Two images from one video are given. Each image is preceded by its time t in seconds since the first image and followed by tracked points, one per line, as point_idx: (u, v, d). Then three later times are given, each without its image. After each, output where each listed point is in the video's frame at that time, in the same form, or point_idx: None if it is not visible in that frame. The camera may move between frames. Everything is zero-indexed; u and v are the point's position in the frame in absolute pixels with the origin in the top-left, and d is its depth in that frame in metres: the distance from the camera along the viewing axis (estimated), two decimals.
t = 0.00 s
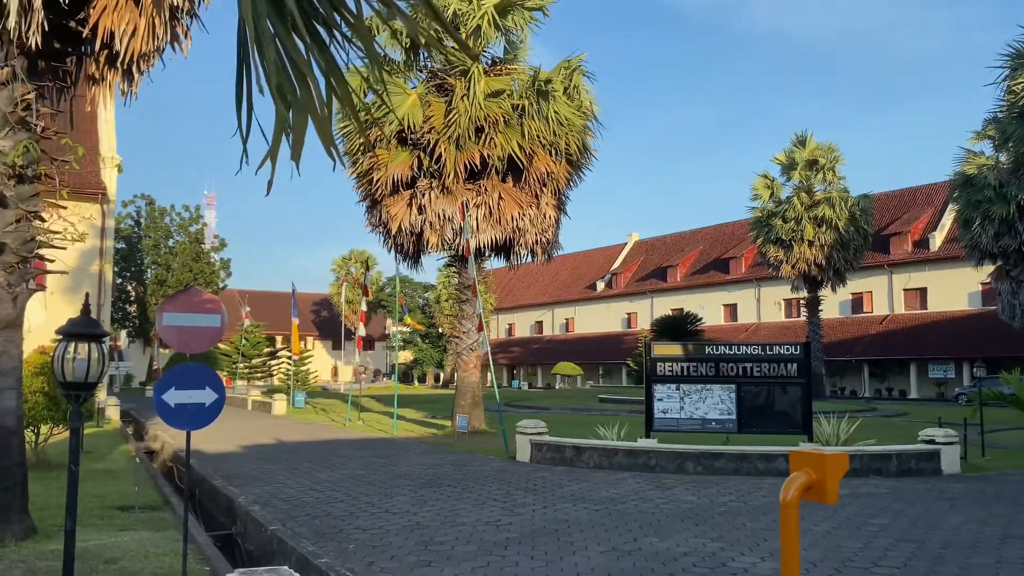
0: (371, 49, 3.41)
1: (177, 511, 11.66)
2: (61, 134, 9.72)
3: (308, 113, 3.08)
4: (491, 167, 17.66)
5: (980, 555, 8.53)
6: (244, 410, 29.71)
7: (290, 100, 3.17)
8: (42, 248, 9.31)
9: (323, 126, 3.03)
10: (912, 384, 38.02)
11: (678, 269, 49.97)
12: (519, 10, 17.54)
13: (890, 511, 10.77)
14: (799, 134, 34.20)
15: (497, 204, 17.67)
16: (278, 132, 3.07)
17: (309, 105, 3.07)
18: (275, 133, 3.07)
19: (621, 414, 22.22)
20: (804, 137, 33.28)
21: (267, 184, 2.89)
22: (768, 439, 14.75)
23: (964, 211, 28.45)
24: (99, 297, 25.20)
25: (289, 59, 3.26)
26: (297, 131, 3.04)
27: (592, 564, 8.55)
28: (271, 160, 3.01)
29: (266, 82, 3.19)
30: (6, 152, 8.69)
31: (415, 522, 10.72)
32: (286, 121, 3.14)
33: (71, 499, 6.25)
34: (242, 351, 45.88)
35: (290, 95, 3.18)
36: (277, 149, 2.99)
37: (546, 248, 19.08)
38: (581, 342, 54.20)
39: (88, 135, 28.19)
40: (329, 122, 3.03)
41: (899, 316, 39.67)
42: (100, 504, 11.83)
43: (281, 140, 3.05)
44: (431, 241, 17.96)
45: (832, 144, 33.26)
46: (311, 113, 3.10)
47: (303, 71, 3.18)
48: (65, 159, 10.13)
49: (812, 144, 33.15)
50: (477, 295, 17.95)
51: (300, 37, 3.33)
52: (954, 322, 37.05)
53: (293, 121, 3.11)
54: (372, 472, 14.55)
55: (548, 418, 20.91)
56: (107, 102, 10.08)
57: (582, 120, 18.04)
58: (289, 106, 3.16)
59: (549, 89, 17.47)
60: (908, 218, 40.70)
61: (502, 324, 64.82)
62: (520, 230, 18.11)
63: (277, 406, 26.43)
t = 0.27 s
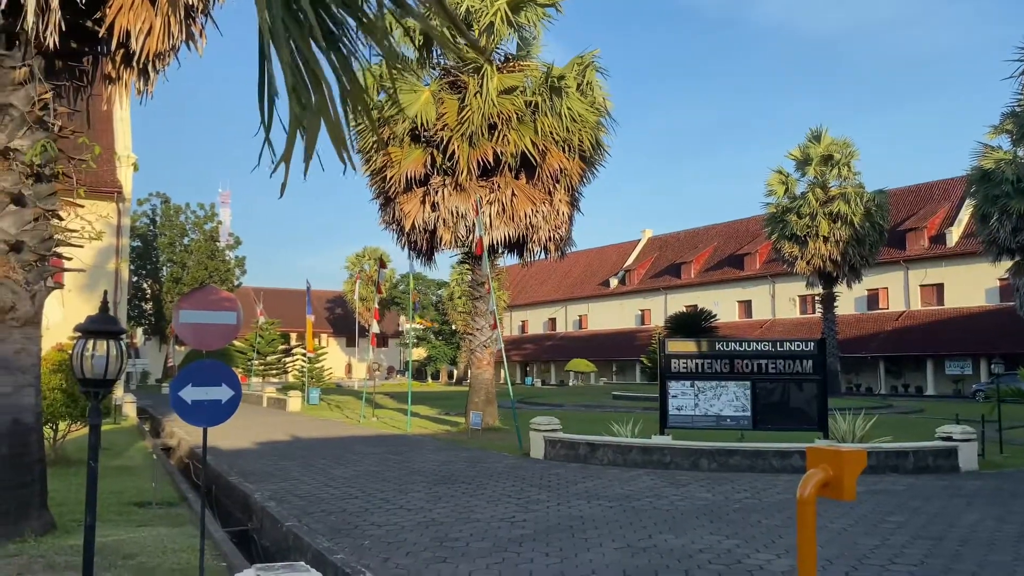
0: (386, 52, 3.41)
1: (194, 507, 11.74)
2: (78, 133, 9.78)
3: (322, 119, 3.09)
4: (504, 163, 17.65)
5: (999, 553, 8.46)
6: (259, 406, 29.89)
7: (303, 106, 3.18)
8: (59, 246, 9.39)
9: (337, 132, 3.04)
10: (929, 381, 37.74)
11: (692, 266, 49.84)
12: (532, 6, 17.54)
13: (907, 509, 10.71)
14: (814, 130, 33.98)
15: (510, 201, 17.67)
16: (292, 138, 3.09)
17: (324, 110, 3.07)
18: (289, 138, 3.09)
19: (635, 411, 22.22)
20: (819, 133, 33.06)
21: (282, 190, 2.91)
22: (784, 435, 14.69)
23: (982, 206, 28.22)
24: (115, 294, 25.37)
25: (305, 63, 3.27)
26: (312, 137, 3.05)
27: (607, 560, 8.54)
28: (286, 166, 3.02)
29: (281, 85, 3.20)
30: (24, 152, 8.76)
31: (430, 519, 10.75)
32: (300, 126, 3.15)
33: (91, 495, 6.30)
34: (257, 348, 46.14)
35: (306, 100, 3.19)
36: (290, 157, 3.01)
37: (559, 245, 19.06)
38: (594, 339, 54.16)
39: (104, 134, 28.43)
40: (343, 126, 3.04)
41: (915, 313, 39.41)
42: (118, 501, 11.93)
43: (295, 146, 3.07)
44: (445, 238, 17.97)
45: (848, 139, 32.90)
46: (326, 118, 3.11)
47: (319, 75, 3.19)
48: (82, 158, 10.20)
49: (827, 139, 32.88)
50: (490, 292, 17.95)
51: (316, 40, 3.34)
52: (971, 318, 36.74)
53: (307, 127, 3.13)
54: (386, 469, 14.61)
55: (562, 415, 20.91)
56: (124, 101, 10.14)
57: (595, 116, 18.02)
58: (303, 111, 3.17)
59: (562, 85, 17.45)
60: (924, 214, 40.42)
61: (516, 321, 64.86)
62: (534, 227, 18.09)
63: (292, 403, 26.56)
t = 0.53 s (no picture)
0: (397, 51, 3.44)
1: (210, 504, 11.82)
2: (94, 132, 9.84)
3: (332, 120, 3.12)
4: (516, 161, 17.64)
5: (1017, 551, 8.39)
6: (273, 403, 30.03)
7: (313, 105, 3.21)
8: (76, 244, 9.47)
9: (347, 132, 3.07)
10: (944, 378, 37.47)
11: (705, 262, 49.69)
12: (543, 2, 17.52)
13: (923, 506, 10.65)
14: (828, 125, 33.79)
15: (522, 198, 17.66)
16: (301, 139, 3.13)
17: (334, 109, 3.10)
18: (299, 138, 3.12)
19: (647, 408, 22.19)
20: (833, 128, 32.88)
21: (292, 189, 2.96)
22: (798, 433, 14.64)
23: (999, 201, 27.95)
24: (130, 291, 25.56)
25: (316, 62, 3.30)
26: (322, 137, 3.08)
27: (620, 557, 8.55)
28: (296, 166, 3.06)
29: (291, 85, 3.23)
30: (40, 151, 8.84)
31: (443, 515, 10.79)
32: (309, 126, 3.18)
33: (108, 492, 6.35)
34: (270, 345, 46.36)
35: (315, 100, 3.22)
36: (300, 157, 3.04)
37: (572, 241, 19.04)
38: (606, 335, 54.10)
39: (119, 133, 28.64)
40: (353, 127, 3.08)
41: (930, 309, 39.14)
42: (134, 497, 12.02)
43: (305, 147, 3.11)
44: (457, 236, 17.99)
45: (862, 134, 32.76)
46: (336, 118, 3.14)
47: (329, 75, 3.21)
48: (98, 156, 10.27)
49: (841, 135, 32.72)
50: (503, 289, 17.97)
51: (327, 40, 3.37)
52: (987, 314, 36.44)
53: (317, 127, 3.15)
54: (400, 465, 14.65)
55: (575, 412, 20.90)
56: (138, 99, 10.19)
57: (608, 112, 17.98)
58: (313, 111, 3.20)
59: (574, 82, 17.43)
60: (939, 209, 40.11)
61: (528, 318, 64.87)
62: (546, 224, 18.09)
63: (305, 400, 26.68)
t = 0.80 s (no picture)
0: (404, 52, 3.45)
1: (224, 500, 11.88)
2: (108, 130, 9.90)
3: (341, 115, 3.13)
4: (527, 157, 17.64)
5: None
6: (286, 400, 30.17)
7: (321, 97, 3.22)
8: (91, 242, 9.54)
9: (356, 126, 3.07)
10: (959, 374, 37.20)
11: (717, 259, 49.55)
12: None
13: (938, 503, 10.58)
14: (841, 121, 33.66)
15: (534, 195, 17.66)
16: (310, 130, 3.12)
17: (341, 106, 3.12)
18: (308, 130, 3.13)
19: (659, 405, 22.15)
20: (846, 123, 32.73)
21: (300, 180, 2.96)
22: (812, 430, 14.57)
23: (1014, 196, 27.67)
24: (144, 289, 25.73)
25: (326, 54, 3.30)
26: (330, 131, 3.10)
27: (633, 554, 8.53)
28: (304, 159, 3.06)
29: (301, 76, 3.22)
30: (55, 149, 8.89)
31: (456, 512, 10.80)
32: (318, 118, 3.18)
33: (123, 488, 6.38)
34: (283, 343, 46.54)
35: (324, 92, 3.22)
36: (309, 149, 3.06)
37: (583, 238, 19.03)
38: (618, 333, 54.03)
39: (132, 132, 28.82)
40: (362, 123, 3.09)
41: (945, 305, 38.86)
42: (149, 493, 12.10)
43: (313, 140, 3.13)
44: (468, 233, 18.00)
45: (876, 130, 32.67)
46: (345, 115, 3.16)
47: (338, 68, 3.21)
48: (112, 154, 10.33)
49: (854, 130, 32.62)
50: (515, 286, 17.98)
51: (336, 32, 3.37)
52: (1003, 311, 36.13)
53: (326, 119, 3.16)
54: (412, 462, 14.69)
55: (587, 409, 20.89)
56: (153, 97, 10.23)
57: (619, 109, 17.95)
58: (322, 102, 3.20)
59: (586, 78, 17.40)
60: (954, 205, 39.81)
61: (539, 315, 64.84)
62: (558, 221, 18.07)
63: (318, 397, 26.78)
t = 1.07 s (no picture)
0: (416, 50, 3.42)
1: (237, 497, 11.93)
2: (122, 129, 9.93)
3: (353, 108, 3.07)
4: (538, 154, 17.62)
5: None
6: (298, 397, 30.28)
7: (334, 88, 3.16)
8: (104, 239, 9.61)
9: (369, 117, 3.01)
10: (973, 371, 36.95)
11: (729, 255, 49.39)
12: None
13: (952, 500, 10.53)
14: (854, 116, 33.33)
15: (544, 191, 17.64)
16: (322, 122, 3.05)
17: (353, 99, 3.07)
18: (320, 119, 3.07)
19: (671, 402, 22.11)
20: (858, 119, 32.44)
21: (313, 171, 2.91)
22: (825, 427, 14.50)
23: None
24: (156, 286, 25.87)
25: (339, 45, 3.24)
26: (343, 123, 3.03)
27: (645, 551, 8.51)
28: (317, 149, 3.00)
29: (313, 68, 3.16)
30: (69, 147, 8.94)
31: (468, 508, 10.82)
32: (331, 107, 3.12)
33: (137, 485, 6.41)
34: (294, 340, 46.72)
35: (337, 83, 3.17)
36: (323, 139, 3.00)
37: (594, 235, 19.00)
38: (629, 329, 53.95)
39: (144, 129, 28.97)
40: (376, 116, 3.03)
41: (959, 302, 38.60)
42: (163, 489, 12.18)
43: (326, 131, 3.07)
44: (479, 230, 18.00)
45: (889, 124, 32.28)
46: (356, 107, 3.12)
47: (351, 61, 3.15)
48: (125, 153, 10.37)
49: (867, 125, 32.24)
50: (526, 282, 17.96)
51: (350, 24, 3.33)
52: (1018, 307, 35.86)
53: (339, 110, 3.10)
54: (424, 459, 14.72)
55: (599, 406, 20.88)
56: (165, 96, 10.26)
57: (630, 105, 17.91)
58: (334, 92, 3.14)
59: (596, 74, 17.37)
60: (968, 200, 39.53)
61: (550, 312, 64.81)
62: (568, 218, 18.05)
63: (329, 394, 26.87)
